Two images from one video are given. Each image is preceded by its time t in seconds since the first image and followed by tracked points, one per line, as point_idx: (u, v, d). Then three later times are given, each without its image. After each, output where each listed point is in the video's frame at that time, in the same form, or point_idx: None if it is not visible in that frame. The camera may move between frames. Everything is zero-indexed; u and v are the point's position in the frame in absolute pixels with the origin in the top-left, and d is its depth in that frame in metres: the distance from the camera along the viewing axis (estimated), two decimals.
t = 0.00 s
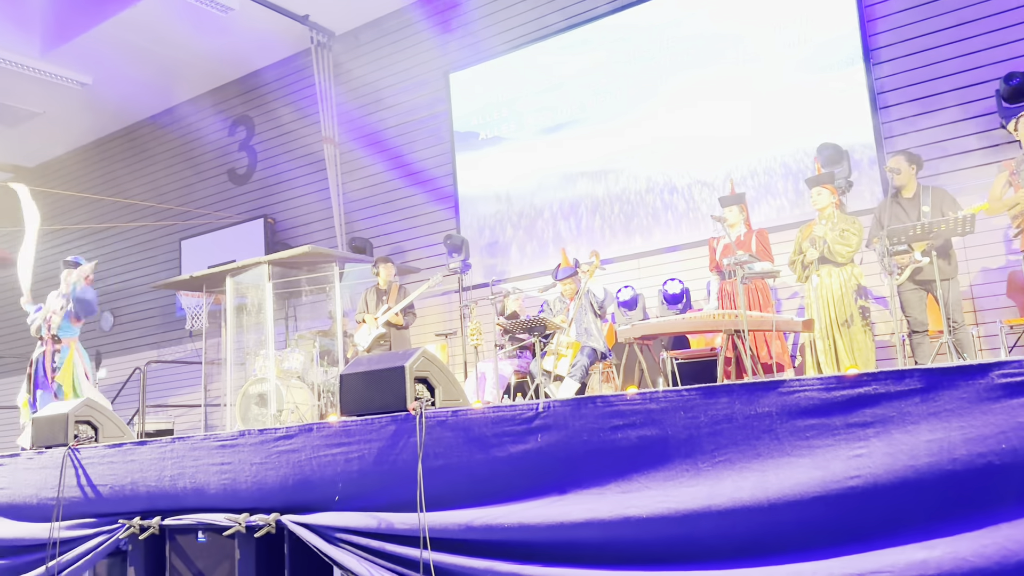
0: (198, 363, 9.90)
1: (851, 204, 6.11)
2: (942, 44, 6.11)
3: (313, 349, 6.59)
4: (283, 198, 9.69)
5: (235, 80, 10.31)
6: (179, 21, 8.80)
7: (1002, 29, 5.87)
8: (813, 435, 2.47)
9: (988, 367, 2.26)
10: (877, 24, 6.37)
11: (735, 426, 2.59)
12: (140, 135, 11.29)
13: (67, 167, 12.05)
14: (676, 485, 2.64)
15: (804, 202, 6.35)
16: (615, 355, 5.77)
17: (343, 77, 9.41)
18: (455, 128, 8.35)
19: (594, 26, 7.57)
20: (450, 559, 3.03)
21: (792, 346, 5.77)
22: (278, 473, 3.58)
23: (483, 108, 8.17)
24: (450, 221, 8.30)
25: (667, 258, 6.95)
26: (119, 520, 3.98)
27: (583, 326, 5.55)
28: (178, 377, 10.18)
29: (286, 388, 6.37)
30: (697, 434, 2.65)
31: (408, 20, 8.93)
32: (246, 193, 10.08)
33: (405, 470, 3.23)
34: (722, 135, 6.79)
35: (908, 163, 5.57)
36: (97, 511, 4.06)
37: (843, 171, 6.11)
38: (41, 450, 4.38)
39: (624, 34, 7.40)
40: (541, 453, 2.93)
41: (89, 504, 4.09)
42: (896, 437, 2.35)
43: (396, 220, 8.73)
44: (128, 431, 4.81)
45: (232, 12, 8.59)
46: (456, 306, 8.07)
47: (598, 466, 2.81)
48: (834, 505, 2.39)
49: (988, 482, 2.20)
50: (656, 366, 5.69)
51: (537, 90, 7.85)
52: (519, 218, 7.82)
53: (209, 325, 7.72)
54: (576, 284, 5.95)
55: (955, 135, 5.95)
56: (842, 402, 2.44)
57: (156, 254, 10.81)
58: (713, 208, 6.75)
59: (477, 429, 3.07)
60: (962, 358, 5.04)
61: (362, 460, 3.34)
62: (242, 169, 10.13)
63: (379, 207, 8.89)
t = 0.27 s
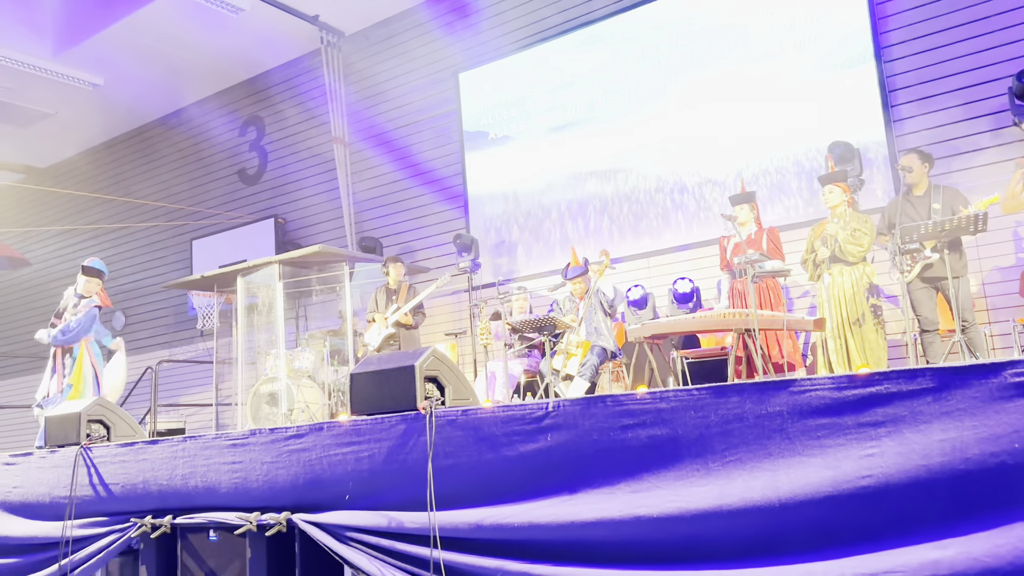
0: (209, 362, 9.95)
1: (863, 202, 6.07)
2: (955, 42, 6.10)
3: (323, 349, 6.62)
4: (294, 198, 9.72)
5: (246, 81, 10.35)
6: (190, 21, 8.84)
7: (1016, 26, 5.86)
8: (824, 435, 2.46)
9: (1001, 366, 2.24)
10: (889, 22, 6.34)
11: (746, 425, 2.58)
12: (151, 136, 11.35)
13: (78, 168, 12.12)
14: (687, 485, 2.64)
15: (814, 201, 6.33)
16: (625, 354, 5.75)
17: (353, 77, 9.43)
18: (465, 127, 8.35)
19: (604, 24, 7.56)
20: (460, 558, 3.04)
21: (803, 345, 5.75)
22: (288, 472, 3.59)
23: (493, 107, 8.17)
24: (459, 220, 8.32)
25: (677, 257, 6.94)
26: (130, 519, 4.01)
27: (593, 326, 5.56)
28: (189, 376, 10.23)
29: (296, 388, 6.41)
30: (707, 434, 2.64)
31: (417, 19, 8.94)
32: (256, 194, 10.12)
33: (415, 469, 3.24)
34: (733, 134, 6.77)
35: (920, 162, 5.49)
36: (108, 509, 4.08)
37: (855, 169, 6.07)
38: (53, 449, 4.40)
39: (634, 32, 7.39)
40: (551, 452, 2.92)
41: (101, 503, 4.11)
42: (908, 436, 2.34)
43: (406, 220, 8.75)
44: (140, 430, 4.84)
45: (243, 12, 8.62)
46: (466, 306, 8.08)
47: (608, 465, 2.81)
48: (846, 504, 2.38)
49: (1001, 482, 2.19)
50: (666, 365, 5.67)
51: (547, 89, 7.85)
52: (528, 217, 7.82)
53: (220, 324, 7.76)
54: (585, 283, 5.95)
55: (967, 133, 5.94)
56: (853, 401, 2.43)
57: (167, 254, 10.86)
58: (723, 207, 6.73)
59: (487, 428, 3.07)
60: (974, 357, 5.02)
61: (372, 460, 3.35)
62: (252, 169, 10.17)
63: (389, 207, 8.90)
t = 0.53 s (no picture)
0: (216, 362, 9.98)
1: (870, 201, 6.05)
2: (962, 41, 6.08)
3: (329, 348, 6.58)
4: (301, 198, 9.73)
5: (252, 81, 10.38)
6: (197, 21, 8.86)
7: (1023, 25, 5.85)
8: (831, 434, 2.45)
9: (1009, 365, 2.23)
10: (895, 21, 6.33)
11: (753, 425, 2.57)
12: (157, 136, 11.38)
13: (86, 168, 12.17)
14: (693, 485, 2.63)
15: (821, 200, 6.32)
16: (630, 354, 5.74)
17: (359, 77, 9.44)
18: (470, 127, 8.36)
19: (609, 24, 7.56)
20: (466, 557, 3.04)
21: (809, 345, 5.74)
22: (295, 472, 3.59)
23: (498, 107, 8.18)
24: (465, 220, 8.32)
25: (683, 256, 6.93)
26: (137, 518, 4.02)
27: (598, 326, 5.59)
28: (196, 376, 10.26)
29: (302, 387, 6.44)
30: (714, 433, 2.63)
31: (423, 19, 8.95)
32: (263, 194, 10.14)
33: (421, 469, 3.23)
34: (739, 133, 6.76)
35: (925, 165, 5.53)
36: (115, 509, 4.10)
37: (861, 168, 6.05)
38: (60, 448, 4.42)
39: (639, 32, 7.38)
40: (557, 451, 2.92)
41: (108, 502, 4.13)
42: (915, 436, 2.33)
43: (412, 220, 8.75)
44: (147, 429, 4.86)
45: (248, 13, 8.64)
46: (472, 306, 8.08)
47: (614, 465, 2.81)
48: (853, 504, 2.37)
49: (1009, 482, 2.18)
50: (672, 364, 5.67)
51: (552, 89, 7.85)
52: (534, 217, 7.82)
53: (226, 324, 7.77)
54: (591, 282, 5.94)
55: (974, 132, 5.93)
56: (860, 401, 2.42)
57: (174, 254, 10.89)
58: (729, 207, 6.73)
59: (493, 428, 3.07)
60: (980, 357, 5.00)
61: (378, 459, 3.35)
62: (259, 169, 10.20)
63: (395, 207, 8.91)
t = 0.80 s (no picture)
0: (220, 362, 10.01)
1: (874, 201, 6.04)
2: (966, 40, 6.07)
3: (333, 348, 6.58)
4: (305, 197, 9.74)
5: (256, 81, 10.39)
6: (201, 21, 8.86)
7: None
8: (835, 435, 2.45)
9: (1014, 366, 2.22)
10: (899, 21, 6.32)
11: (756, 426, 2.57)
12: (161, 136, 11.41)
13: (90, 169, 12.19)
14: (697, 485, 2.63)
15: (824, 200, 6.31)
16: (634, 354, 5.72)
17: (362, 77, 9.45)
18: (474, 127, 8.36)
19: (612, 24, 7.56)
20: (470, 558, 3.04)
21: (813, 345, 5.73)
22: (298, 471, 3.60)
23: (501, 107, 8.18)
24: (468, 220, 8.32)
25: (687, 256, 6.92)
26: (141, 518, 4.03)
27: (602, 326, 5.58)
28: (200, 376, 10.28)
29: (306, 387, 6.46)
30: (717, 434, 2.63)
31: (426, 19, 8.95)
32: (266, 194, 10.16)
33: (424, 469, 3.24)
34: (742, 133, 6.75)
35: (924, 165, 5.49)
36: (119, 508, 4.10)
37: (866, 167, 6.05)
38: (64, 448, 4.42)
39: (643, 32, 7.38)
40: (560, 452, 2.92)
41: (112, 502, 4.14)
42: (919, 437, 2.33)
43: (415, 220, 8.76)
44: (151, 429, 4.87)
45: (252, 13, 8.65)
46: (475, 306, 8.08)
47: (618, 465, 2.80)
48: (857, 505, 2.36)
49: (1013, 483, 2.18)
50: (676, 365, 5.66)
51: (555, 89, 7.85)
52: (537, 217, 7.82)
53: (230, 324, 7.79)
54: (594, 282, 5.94)
55: (979, 132, 5.92)
56: (864, 402, 2.42)
57: (178, 254, 10.92)
58: (733, 207, 6.72)
59: (496, 428, 3.07)
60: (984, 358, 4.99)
61: (381, 459, 3.35)
62: (263, 169, 10.21)
63: (398, 207, 8.92)
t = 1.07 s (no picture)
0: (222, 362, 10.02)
1: (877, 202, 6.04)
2: (968, 41, 6.07)
3: (335, 348, 6.61)
4: (307, 198, 9.75)
5: (259, 81, 10.40)
6: (203, 21, 8.86)
7: None
8: (838, 435, 2.44)
9: (1017, 367, 2.22)
10: (902, 21, 6.32)
11: (759, 426, 2.56)
12: (164, 137, 11.42)
13: (92, 169, 12.21)
14: (699, 486, 2.63)
15: (827, 200, 6.30)
16: (636, 355, 5.72)
17: (365, 77, 9.46)
18: (476, 128, 8.36)
19: (615, 25, 7.56)
20: (472, 558, 3.04)
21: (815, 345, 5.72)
22: (301, 471, 3.60)
23: (504, 108, 8.18)
24: (471, 220, 8.33)
25: (689, 257, 6.92)
26: (144, 518, 4.04)
27: (604, 326, 5.58)
28: (202, 376, 10.29)
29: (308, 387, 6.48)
30: (720, 434, 2.63)
31: (429, 20, 8.96)
32: (269, 194, 10.17)
33: (426, 469, 3.24)
34: (745, 133, 6.75)
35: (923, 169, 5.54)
36: (121, 508, 4.11)
37: (868, 168, 6.04)
38: (67, 448, 4.42)
39: (645, 32, 7.38)
40: (562, 452, 2.92)
41: (114, 502, 4.14)
42: (921, 437, 2.32)
43: (417, 220, 8.76)
44: (153, 429, 4.87)
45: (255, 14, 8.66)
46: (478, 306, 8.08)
47: (620, 466, 2.80)
48: (860, 505, 2.36)
49: (1016, 484, 2.17)
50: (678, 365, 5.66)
51: (558, 90, 7.85)
52: (539, 217, 7.82)
53: (233, 324, 7.80)
54: (597, 283, 5.95)
55: (981, 133, 5.91)
56: (867, 402, 2.42)
57: (180, 254, 10.93)
58: (735, 207, 6.72)
59: (498, 428, 3.07)
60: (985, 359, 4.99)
61: (383, 459, 3.35)
62: (265, 169, 10.22)
63: (400, 207, 8.92)
